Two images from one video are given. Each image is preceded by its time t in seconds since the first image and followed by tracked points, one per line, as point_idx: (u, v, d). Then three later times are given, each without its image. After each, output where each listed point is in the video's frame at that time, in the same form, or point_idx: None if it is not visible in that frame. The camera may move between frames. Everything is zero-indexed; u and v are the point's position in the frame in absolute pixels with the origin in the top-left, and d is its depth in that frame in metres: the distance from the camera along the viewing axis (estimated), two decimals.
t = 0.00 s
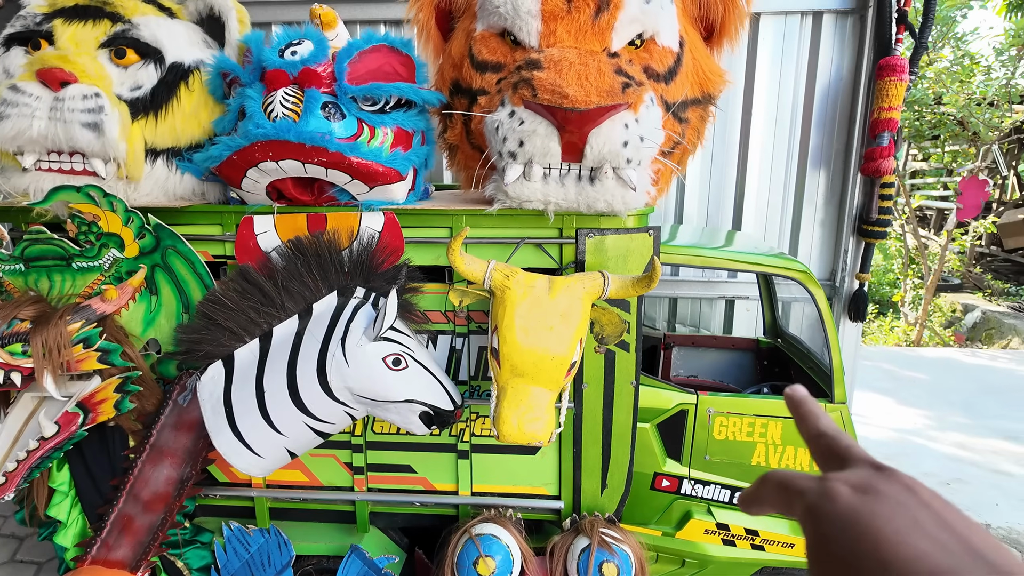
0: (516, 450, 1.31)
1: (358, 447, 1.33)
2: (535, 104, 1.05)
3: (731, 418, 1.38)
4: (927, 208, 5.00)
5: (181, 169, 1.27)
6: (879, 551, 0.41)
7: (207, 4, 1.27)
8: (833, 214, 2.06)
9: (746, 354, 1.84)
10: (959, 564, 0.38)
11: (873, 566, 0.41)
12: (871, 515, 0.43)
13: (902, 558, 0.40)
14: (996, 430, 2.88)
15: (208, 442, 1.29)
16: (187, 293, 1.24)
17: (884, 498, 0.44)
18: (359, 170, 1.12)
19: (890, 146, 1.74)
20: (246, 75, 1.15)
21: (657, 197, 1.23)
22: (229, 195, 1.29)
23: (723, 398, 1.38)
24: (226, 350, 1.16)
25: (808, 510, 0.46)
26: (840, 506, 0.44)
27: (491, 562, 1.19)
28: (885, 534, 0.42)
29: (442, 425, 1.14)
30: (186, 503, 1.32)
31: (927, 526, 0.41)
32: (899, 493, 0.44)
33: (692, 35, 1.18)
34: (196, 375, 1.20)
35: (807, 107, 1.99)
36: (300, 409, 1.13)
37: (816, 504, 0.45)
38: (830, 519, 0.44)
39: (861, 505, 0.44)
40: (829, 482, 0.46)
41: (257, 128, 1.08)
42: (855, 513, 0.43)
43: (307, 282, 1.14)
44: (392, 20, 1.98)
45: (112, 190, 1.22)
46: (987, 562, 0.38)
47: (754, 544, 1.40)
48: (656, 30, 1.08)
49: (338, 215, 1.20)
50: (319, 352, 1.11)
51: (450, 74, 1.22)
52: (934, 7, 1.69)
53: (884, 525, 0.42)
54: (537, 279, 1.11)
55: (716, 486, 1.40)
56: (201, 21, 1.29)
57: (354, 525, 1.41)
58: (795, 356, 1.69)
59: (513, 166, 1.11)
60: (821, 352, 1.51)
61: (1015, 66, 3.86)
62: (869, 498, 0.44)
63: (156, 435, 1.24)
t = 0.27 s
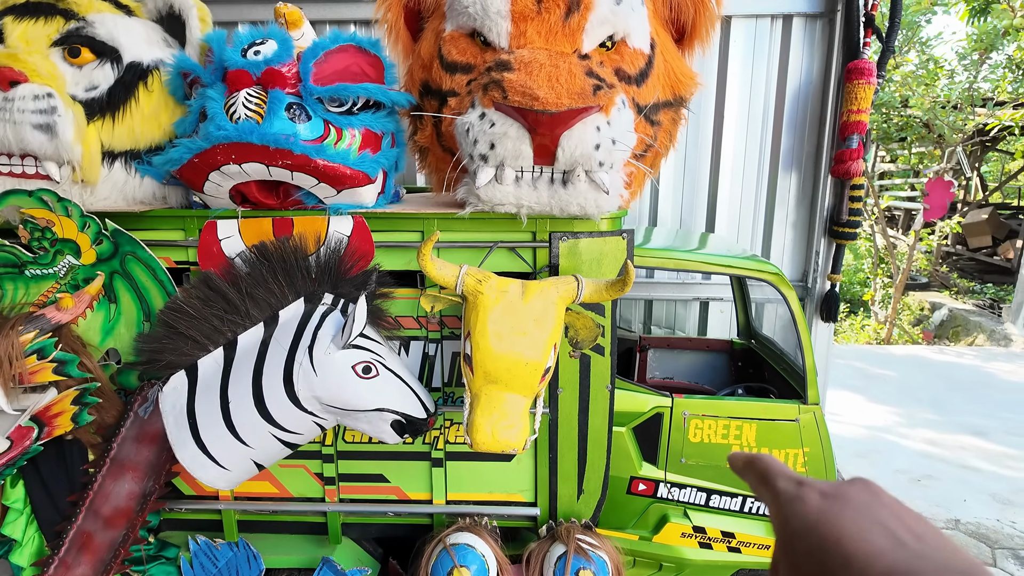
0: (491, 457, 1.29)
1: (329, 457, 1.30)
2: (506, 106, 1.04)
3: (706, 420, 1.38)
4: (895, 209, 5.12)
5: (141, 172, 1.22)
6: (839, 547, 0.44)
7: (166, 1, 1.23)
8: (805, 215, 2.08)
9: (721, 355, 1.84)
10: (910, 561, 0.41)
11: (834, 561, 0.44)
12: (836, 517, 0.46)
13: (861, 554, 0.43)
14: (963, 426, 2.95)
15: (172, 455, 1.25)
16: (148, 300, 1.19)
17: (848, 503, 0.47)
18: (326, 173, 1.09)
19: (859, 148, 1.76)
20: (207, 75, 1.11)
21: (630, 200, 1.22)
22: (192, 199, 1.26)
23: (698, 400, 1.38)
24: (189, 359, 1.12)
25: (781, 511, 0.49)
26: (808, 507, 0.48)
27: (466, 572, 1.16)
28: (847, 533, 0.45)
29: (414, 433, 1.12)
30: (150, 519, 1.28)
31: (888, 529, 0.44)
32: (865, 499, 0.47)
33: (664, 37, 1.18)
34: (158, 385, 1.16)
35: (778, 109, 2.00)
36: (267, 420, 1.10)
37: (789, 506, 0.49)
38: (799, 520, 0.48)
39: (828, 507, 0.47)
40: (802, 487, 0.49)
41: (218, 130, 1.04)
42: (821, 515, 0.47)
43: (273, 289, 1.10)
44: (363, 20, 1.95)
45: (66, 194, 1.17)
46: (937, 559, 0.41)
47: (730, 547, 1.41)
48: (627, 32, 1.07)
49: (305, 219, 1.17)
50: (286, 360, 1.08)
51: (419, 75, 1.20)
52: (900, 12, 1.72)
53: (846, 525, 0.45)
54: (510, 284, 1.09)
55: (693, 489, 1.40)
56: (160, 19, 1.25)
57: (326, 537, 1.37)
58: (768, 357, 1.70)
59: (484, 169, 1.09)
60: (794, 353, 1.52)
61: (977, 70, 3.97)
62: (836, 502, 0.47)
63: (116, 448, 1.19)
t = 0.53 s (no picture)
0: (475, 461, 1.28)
1: (308, 464, 1.27)
2: (487, 105, 1.02)
3: (689, 420, 1.38)
4: (872, 210, 5.20)
5: (111, 173, 1.18)
6: (821, 545, 0.42)
7: None
8: (785, 216, 2.10)
9: (704, 355, 1.85)
10: (893, 560, 0.39)
11: (815, 559, 0.42)
12: (819, 514, 0.44)
13: (841, 552, 0.41)
14: (940, 423, 3.00)
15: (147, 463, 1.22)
16: (120, 305, 1.16)
17: (831, 501, 0.45)
18: (302, 174, 1.06)
19: (839, 148, 1.77)
20: (179, 73, 1.08)
21: (612, 201, 1.22)
22: (165, 202, 1.23)
23: (682, 401, 1.38)
24: (162, 365, 1.09)
25: (760, 507, 0.47)
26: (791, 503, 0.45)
27: None
28: (828, 530, 0.43)
29: (395, 438, 1.10)
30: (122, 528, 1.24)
31: (870, 529, 0.42)
32: (846, 498, 0.45)
33: (645, 37, 1.18)
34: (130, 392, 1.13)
35: (759, 111, 2.02)
36: (243, 427, 1.07)
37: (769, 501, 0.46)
38: (780, 517, 0.45)
39: (811, 504, 0.44)
40: (784, 483, 0.47)
41: (191, 130, 1.01)
42: (803, 512, 0.44)
43: (248, 293, 1.08)
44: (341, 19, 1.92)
45: (33, 196, 1.13)
46: (921, 558, 0.39)
47: (714, 548, 1.41)
48: (608, 32, 1.07)
49: (282, 221, 1.14)
50: (262, 365, 1.05)
51: (398, 74, 1.18)
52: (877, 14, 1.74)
53: (829, 522, 0.43)
54: (492, 286, 1.08)
55: (677, 490, 1.39)
56: (131, 16, 1.21)
57: (306, 545, 1.35)
58: (751, 356, 1.71)
59: (465, 169, 1.08)
60: (776, 353, 1.53)
61: (951, 72, 4.05)
62: (819, 499, 0.45)
63: (88, 457, 1.16)
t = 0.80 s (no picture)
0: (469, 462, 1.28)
1: (301, 467, 1.26)
2: (480, 106, 1.02)
3: (682, 420, 1.39)
4: (857, 210, 5.27)
5: (98, 173, 1.16)
6: (817, 531, 0.44)
7: None
8: (774, 216, 2.12)
9: (695, 355, 1.86)
10: (885, 543, 0.42)
11: (812, 544, 0.44)
12: (815, 500, 0.46)
13: (836, 536, 0.43)
14: (926, 420, 3.04)
15: (137, 467, 1.21)
16: (109, 308, 1.15)
17: (826, 486, 0.46)
18: (295, 174, 1.06)
19: (827, 150, 1.80)
20: (169, 73, 1.07)
21: (605, 202, 1.22)
22: (154, 202, 1.20)
23: (675, 401, 1.39)
24: (153, 368, 1.08)
25: (759, 493, 0.49)
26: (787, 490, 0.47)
27: None
28: (823, 515, 0.45)
29: (389, 440, 1.09)
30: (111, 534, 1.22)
31: (864, 511, 0.44)
32: (840, 481, 0.47)
33: (637, 38, 1.18)
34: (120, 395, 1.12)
35: (748, 112, 2.04)
36: (235, 430, 1.06)
37: (767, 488, 0.48)
38: (778, 504, 0.47)
39: (806, 490, 0.46)
40: (779, 469, 0.49)
41: (181, 130, 1.00)
42: (800, 499, 0.46)
43: (240, 294, 1.07)
44: (331, 19, 1.91)
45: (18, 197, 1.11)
46: (911, 541, 0.41)
47: (708, 546, 1.41)
48: (601, 33, 1.07)
49: (273, 222, 1.13)
50: (255, 368, 1.04)
51: (391, 74, 1.17)
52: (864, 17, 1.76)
53: (824, 508, 0.45)
54: (487, 286, 1.08)
55: (670, 489, 1.40)
56: (119, 15, 1.20)
57: (299, 548, 1.33)
58: (742, 356, 1.72)
59: (459, 170, 1.08)
60: (768, 352, 1.54)
61: (934, 74, 4.12)
62: (814, 485, 0.47)
63: (76, 462, 1.14)
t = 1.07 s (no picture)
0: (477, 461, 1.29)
1: (311, 466, 1.27)
2: (492, 108, 1.04)
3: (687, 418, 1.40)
4: (852, 211, 5.32)
5: (110, 175, 1.17)
6: (796, 509, 0.42)
7: None
8: (774, 217, 2.14)
9: (697, 354, 1.87)
10: (867, 520, 0.39)
11: (792, 523, 0.41)
12: (794, 480, 0.43)
13: (816, 517, 0.41)
14: (922, 418, 3.08)
15: (148, 467, 1.21)
16: (121, 308, 1.15)
17: (806, 463, 0.43)
18: (307, 176, 1.07)
19: (827, 151, 1.82)
20: (181, 75, 1.08)
21: (612, 203, 1.23)
22: (165, 203, 1.21)
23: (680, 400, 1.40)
24: (166, 368, 1.09)
25: (736, 474, 0.45)
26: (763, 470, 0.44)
27: None
28: (803, 495, 0.42)
29: (400, 439, 1.10)
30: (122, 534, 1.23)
31: (842, 487, 0.42)
32: (819, 457, 0.44)
33: (644, 42, 1.20)
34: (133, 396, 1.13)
35: (748, 114, 2.06)
36: (248, 429, 1.07)
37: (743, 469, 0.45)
38: (756, 485, 0.44)
39: (784, 470, 0.43)
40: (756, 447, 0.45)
41: (195, 132, 1.01)
42: (777, 479, 0.43)
43: (253, 295, 1.08)
44: (334, 21, 1.92)
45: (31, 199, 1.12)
46: (889, 516, 0.39)
47: (712, 543, 1.43)
48: (609, 37, 1.09)
49: (284, 223, 1.14)
50: (268, 367, 1.05)
51: (400, 77, 1.19)
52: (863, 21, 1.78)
53: (803, 486, 0.42)
54: (497, 286, 1.09)
55: (676, 487, 1.41)
56: (128, 17, 1.20)
57: (309, 547, 1.34)
58: (744, 355, 1.73)
59: (469, 172, 1.09)
60: (770, 351, 1.56)
61: (928, 76, 4.16)
62: (792, 464, 0.43)
63: (88, 461, 1.15)
